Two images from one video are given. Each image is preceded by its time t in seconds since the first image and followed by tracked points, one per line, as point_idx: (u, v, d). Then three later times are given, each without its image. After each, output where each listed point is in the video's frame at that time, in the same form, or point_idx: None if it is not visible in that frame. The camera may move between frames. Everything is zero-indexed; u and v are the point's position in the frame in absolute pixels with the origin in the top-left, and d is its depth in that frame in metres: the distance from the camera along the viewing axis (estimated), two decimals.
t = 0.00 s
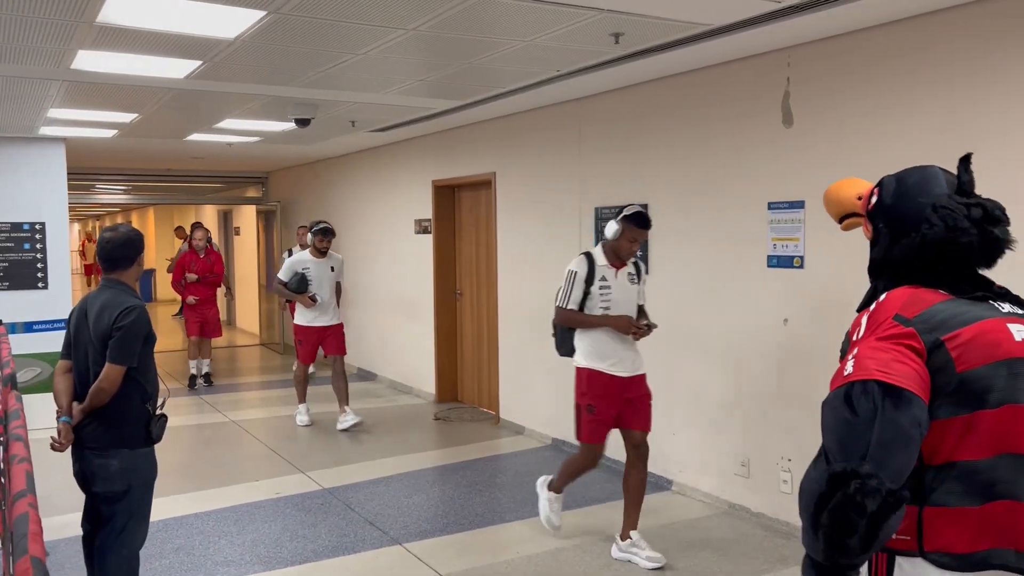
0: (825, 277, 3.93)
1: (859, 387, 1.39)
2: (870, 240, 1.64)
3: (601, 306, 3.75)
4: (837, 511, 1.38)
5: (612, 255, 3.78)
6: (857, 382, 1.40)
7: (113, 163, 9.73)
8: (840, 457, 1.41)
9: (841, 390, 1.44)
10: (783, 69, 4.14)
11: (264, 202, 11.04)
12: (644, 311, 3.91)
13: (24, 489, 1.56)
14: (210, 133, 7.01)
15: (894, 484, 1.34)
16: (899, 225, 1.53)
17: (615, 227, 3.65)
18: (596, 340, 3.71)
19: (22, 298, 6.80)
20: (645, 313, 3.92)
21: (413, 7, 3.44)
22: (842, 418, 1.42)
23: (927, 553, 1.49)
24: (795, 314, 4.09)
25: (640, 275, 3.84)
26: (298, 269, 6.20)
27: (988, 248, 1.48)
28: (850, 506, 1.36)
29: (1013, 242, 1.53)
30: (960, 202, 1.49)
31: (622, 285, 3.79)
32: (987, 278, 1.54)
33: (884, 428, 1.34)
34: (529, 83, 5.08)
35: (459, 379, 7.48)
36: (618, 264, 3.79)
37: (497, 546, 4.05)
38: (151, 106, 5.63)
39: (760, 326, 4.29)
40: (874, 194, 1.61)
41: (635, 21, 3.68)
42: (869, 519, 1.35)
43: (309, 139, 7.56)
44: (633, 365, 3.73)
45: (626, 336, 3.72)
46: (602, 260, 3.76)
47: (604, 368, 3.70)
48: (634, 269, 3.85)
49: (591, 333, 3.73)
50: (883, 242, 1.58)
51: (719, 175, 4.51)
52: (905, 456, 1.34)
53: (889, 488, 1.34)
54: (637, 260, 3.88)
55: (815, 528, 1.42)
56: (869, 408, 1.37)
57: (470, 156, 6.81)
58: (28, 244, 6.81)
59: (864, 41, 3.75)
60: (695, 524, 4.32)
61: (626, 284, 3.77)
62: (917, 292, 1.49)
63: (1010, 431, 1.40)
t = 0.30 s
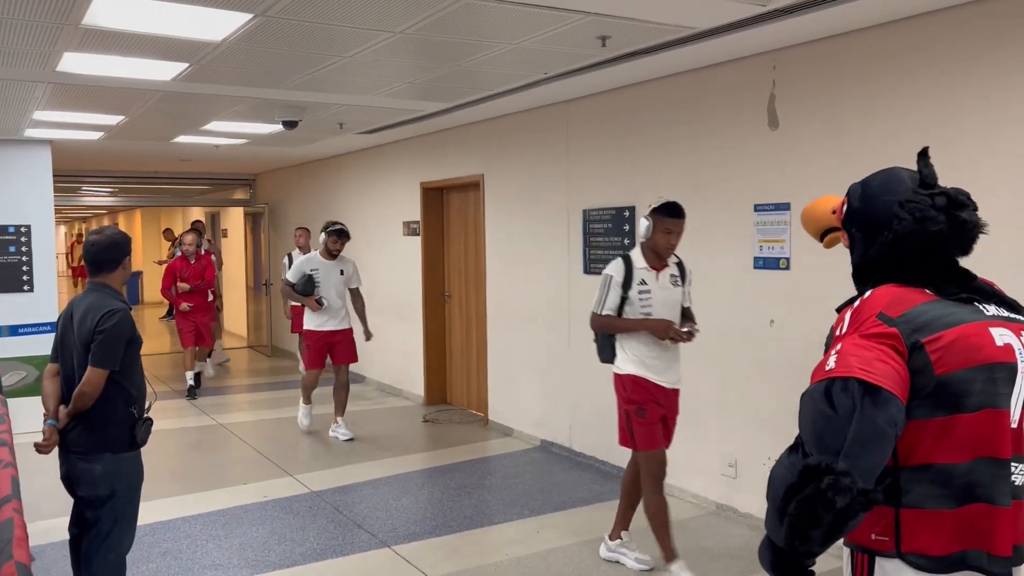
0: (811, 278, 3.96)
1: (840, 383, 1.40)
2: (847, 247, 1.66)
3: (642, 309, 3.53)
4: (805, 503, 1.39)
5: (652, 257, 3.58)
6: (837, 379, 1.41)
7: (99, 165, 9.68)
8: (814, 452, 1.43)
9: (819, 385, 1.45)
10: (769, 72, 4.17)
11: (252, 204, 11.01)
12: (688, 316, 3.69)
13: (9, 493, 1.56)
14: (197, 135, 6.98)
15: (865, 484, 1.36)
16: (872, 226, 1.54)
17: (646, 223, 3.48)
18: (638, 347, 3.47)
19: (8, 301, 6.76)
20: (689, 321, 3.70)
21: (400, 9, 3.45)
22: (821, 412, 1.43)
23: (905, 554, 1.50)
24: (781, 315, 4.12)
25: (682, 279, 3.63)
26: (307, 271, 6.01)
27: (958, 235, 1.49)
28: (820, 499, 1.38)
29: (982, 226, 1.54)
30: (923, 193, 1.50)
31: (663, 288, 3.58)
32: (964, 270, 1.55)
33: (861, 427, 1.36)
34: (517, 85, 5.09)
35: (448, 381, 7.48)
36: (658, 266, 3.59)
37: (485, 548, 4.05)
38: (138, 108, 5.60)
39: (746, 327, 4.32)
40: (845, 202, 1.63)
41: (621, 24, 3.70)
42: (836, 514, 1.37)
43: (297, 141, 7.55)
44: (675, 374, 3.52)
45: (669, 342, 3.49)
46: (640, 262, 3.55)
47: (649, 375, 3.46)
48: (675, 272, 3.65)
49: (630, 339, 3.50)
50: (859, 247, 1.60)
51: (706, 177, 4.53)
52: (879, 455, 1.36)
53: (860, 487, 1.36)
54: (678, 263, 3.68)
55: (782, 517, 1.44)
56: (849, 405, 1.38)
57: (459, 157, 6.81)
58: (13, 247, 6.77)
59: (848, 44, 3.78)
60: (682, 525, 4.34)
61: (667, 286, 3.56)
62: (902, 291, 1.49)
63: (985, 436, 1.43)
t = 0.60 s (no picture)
0: (803, 281, 3.98)
1: (836, 388, 1.41)
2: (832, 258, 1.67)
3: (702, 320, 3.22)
4: (810, 511, 1.39)
5: (710, 262, 3.32)
6: (832, 385, 1.42)
7: (91, 168, 9.64)
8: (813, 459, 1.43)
9: (814, 392, 1.46)
10: (761, 75, 4.18)
11: (244, 207, 10.98)
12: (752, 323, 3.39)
13: None
14: (189, 138, 6.96)
15: (867, 488, 1.37)
16: (850, 234, 1.56)
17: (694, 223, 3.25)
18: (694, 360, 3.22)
19: None
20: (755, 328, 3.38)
21: (393, 13, 3.45)
22: (818, 420, 1.44)
23: (898, 559, 1.51)
24: (773, 317, 4.14)
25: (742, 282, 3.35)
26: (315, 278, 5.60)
27: (933, 235, 1.50)
28: (825, 507, 1.38)
29: (958, 225, 1.55)
30: (893, 195, 1.52)
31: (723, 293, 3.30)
32: (946, 273, 1.56)
33: (860, 432, 1.37)
34: (510, 89, 5.09)
35: (441, 384, 7.48)
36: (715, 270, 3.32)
37: (480, 551, 4.06)
38: (130, 111, 5.58)
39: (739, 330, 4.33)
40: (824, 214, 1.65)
41: (613, 28, 3.71)
42: (842, 521, 1.37)
43: (290, 143, 7.53)
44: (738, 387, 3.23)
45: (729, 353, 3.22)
46: (697, 268, 3.29)
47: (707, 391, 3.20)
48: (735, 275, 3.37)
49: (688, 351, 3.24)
50: (841, 258, 1.61)
51: (698, 180, 4.55)
52: (878, 458, 1.37)
53: (863, 491, 1.36)
54: (739, 265, 3.40)
55: (785, 528, 1.44)
56: (846, 411, 1.39)
57: (452, 160, 6.81)
58: (4, 251, 6.73)
59: (839, 47, 3.80)
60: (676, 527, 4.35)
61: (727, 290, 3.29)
62: (892, 295, 1.50)
63: (977, 439, 1.44)
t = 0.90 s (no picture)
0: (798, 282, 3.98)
1: (842, 394, 1.41)
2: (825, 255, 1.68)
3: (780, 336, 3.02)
4: (827, 521, 1.37)
5: (795, 270, 3.02)
6: (837, 390, 1.41)
7: (86, 171, 9.63)
8: (823, 466, 1.41)
9: (818, 398, 1.45)
10: (755, 77, 4.19)
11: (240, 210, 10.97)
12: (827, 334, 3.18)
13: None
14: (184, 141, 6.96)
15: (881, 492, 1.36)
16: (839, 235, 1.57)
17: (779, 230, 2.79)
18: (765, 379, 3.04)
19: None
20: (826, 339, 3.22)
21: (386, 16, 3.45)
22: (825, 426, 1.42)
23: (900, 562, 1.51)
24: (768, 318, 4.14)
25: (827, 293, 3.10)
26: (326, 279, 5.51)
27: (921, 241, 1.50)
28: (842, 517, 1.35)
29: (947, 231, 1.54)
30: (883, 200, 1.51)
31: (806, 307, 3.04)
32: (935, 274, 1.56)
33: (870, 436, 1.36)
34: (504, 91, 5.10)
35: (437, 386, 7.48)
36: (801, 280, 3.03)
37: (476, 553, 4.06)
38: (124, 114, 5.58)
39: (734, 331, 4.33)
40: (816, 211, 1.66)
41: (607, 30, 3.72)
42: (860, 528, 1.35)
43: (285, 146, 7.52)
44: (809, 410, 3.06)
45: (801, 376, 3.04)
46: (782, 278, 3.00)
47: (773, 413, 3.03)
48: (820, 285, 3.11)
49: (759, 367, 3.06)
50: (832, 256, 1.62)
51: (693, 182, 4.55)
52: (888, 461, 1.36)
53: (878, 496, 1.35)
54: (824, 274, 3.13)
55: (801, 539, 1.41)
56: (854, 415, 1.38)
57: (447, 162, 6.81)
58: None
59: (833, 49, 3.82)
60: (672, 528, 4.35)
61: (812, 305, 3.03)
62: (889, 298, 1.51)
63: (979, 439, 1.45)
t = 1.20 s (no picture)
0: (792, 284, 3.99)
1: (845, 398, 1.40)
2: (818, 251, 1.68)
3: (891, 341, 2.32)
4: (844, 531, 1.36)
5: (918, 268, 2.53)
6: (840, 394, 1.41)
7: (81, 174, 9.62)
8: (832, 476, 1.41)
9: (819, 404, 1.44)
10: (748, 79, 4.21)
11: (235, 212, 10.97)
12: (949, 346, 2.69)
13: None
14: (179, 144, 6.96)
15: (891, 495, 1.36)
16: (849, 234, 1.56)
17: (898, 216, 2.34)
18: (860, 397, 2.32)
19: None
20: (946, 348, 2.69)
21: (379, 19, 3.46)
22: (830, 433, 1.42)
23: (893, 563, 1.51)
24: (762, 319, 4.15)
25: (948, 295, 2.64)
26: (349, 289, 5.16)
27: (937, 248, 1.51)
28: (859, 524, 1.34)
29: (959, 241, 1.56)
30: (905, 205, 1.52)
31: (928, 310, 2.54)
32: (933, 278, 1.58)
33: (877, 440, 1.36)
34: (499, 93, 5.11)
35: (433, 388, 7.48)
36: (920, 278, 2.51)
37: (472, 555, 4.07)
38: (118, 117, 5.58)
39: (728, 333, 4.34)
40: (819, 205, 1.65)
41: (600, 33, 3.73)
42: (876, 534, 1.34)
43: (280, 148, 7.53)
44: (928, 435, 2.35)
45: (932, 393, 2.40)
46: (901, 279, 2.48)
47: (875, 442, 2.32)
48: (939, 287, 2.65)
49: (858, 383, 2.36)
50: (832, 252, 1.62)
51: (687, 184, 4.56)
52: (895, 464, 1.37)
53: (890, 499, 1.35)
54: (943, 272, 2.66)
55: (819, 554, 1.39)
56: (859, 420, 1.38)
57: (442, 164, 6.82)
58: None
59: (826, 52, 3.83)
60: (667, 530, 4.36)
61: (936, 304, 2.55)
62: (888, 302, 1.51)
63: (975, 439, 1.46)
